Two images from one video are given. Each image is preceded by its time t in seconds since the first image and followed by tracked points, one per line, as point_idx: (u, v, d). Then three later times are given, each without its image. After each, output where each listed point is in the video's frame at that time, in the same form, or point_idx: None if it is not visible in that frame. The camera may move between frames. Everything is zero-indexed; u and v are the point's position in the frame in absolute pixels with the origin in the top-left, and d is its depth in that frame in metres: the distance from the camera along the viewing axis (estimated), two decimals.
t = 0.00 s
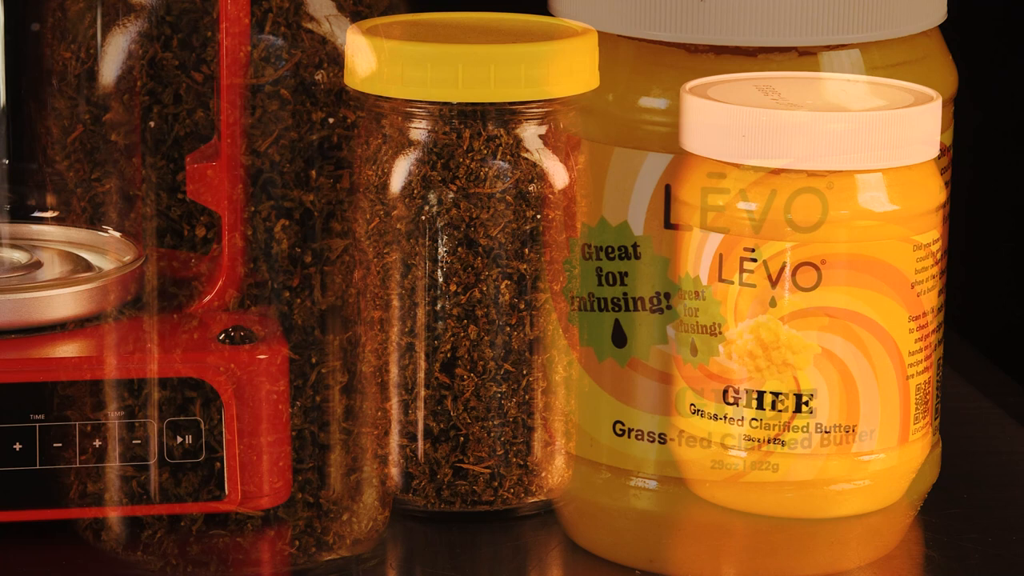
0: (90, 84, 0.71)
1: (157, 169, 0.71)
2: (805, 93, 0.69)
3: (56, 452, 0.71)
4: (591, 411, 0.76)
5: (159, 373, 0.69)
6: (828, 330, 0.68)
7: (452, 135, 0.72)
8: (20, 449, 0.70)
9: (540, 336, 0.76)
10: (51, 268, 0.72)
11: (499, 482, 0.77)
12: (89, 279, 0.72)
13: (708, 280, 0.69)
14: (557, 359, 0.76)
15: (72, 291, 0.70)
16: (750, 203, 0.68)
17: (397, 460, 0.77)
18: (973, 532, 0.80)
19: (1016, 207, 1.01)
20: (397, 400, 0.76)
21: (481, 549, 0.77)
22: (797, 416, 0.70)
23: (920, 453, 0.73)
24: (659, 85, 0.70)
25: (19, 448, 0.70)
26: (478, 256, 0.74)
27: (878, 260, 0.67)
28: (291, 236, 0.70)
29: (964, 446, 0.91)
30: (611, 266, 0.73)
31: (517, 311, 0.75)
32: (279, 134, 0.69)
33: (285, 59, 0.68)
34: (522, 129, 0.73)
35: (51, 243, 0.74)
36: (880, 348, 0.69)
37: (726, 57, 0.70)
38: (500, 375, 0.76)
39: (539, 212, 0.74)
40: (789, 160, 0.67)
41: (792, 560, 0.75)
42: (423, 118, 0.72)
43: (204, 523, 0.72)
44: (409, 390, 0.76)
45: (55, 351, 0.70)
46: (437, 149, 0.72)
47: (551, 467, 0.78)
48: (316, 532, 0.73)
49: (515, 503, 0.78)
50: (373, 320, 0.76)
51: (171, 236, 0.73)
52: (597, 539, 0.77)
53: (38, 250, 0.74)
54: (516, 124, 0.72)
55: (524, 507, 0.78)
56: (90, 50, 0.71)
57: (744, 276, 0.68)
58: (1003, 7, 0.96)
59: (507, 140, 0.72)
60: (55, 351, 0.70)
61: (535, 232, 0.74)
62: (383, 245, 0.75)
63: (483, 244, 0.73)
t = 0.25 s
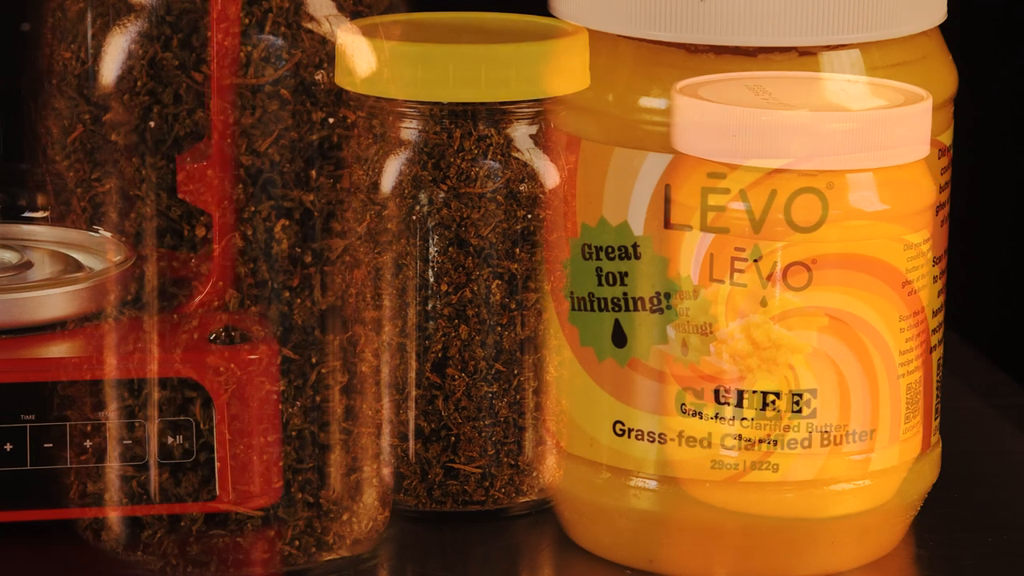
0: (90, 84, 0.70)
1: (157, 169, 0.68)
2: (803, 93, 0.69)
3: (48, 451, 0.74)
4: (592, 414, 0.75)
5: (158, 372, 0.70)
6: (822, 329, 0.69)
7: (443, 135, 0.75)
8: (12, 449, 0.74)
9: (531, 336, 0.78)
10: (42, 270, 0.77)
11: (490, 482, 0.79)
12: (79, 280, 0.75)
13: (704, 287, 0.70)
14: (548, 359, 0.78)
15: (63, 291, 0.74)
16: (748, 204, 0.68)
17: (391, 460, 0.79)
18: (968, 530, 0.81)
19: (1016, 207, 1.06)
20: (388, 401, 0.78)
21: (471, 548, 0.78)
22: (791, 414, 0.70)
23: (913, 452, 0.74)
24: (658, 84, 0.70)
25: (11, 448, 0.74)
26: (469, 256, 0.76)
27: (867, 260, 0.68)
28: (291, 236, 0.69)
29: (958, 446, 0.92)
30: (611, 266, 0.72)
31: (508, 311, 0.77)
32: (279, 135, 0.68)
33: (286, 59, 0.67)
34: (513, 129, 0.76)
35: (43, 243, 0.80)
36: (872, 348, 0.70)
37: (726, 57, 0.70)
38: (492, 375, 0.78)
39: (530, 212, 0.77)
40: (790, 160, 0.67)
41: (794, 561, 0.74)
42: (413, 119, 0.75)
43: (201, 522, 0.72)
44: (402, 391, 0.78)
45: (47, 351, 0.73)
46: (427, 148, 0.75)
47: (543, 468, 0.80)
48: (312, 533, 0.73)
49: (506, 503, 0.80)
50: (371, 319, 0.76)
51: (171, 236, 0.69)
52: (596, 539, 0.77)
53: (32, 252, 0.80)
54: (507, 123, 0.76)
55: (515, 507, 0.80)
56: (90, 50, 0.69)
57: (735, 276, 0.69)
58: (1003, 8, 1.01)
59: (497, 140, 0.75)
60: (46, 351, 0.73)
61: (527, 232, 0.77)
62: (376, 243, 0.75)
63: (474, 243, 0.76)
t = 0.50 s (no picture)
0: (90, 84, 0.69)
1: (157, 169, 0.68)
2: (803, 93, 0.68)
3: (41, 451, 0.76)
4: (591, 414, 0.74)
5: (157, 372, 0.71)
6: (822, 330, 0.70)
7: (437, 134, 0.77)
8: (5, 450, 0.77)
9: (526, 335, 0.80)
10: (35, 269, 0.80)
11: (485, 482, 0.80)
12: (72, 280, 0.76)
13: (704, 288, 0.70)
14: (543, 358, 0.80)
15: (55, 291, 0.76)
16: (747, 204, 0.68)
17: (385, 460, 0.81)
18: (966, 529, 0.81)
19: (1016, 207, 1.08)
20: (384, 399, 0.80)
21: (466, 548, 0.78)
22: (792, 414, 0.70)
23: (914, 450, 0.74)
24: (658, 84, 0.70)
25: (5, 449, 0.77)
26: (463, 256, 0.78)
27: (866, 260, 0.69)
28: (291, 236, 0.69)
29: (959, 446, 0.92)
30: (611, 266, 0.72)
31: (503, 310, 0.79)
32: (279, 135, 0.68)
33: (285, 59, 0.67)
34: (508, 129, 0.77)
35: (38, 241, 0.82)
36: (870, 347, 0.70)
37: (726, 57, 0.69)
38: (486, 375, 0.79)
39: (525, 212, 0.78)
40: (789, 160, 0.67)
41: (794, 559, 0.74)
42: (408, 119, 0.77)
43: (200, 522, 0.72)
44: (397, 389, 0.80)
45: (39, 351, 0.76)
46: (422, 148, 0.77)
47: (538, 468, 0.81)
48: (311, 532, 0.73)
49: (501, 502, 0.81)
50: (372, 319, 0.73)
51: (171, 236, 0.69)
52: (595, 539, 0.77)
53: (26, 251, 0.82)
54: (501, 123, 0.77)
55: (510, 507, 0.81)
56: (91, 50, 0.69)
57: (731, 276, 0.69)
58: (1003, 8, 1.04)
59: (492, 139, 0.77)
60: (39, 351, 0.76)
61: (521, 232, 0.78)
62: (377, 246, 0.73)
63: (468, 243, 0.78)
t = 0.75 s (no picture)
0: (90, 84, 0.69)
1: (157, 169, 0.68)
2: (803, 93, 0.68)
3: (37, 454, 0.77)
4: (590, 413, 0.74)
5: (156, 372, 0.70)
6: (822, 330, 0.70)
7: (436, 135, 0.78)
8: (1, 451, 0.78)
9: (522, 335, 0.81)
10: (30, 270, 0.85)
11: (482, 481, 0.82)
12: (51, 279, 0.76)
13: (704, 288, 0.70)
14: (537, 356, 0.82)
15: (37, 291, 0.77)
16: (747, 205, 0.68)
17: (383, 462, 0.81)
18: (965, 529, 0.81)
19: (1016, 207, 1.12)
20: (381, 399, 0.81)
21: (466, 548, 0.79)
22: (792, 413, 0.71)
23: (913, 450, 0.74)
24: (659, 84, 0.69)
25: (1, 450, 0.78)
26: (460, 257, 0.80)
27: (864, 260, 0.70)
28: (291, 236, 0.69)
29: (958, 446, 0.92)
30: (611, 266, 0.72)
31: (500, 309, 0.80)
32: (279, 135, 0.68)
33: (285, 59, 0.67)
34: (504, 129, 0.78)
35: (32, 243, 0.88)
36: (869, 347, 0.71)
37: (726, 58, 0.68)
38: (483, 373, 0.81)
39: (521, 214, 0.80)
40: (790, 160, 0.68)
41: (795, 558, 0.74)
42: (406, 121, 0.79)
43: (201, 522, 0.71)
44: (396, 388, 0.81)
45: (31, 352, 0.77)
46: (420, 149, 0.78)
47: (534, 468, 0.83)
48: (313, 532, 0.73)
49: (499, 502, 0.82)
50: (372, 319, 0.73)
51: (171, 237, 0.68)
52: (596, 539, 0.77)
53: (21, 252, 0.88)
54: (498, 124, 0.78)
55: (507, 506, 0.82)
56: (90, 50, 0.68)
57: (730, 276, 0.70)
58: (1004, 8, 1.07)
59: (490, 140, 0.78)
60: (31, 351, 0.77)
61: (517, 233, 0.80)
62: (378, 247, 0.72)
63: (465, 244, 0.79)
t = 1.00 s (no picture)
0: (90, 84, 0.69)
1: (157, 169, 0.68)
2: (803, 94, 0.68)
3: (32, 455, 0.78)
4: (590, 412, 0.74)
5: (156, 372, 0.70)
6: (822, 330, 0.70)
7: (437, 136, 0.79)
8: None
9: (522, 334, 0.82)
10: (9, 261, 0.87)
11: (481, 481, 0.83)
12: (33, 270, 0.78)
13: (704, 288, 0.70)
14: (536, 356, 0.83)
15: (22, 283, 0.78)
16: (747, 205, 0.68)
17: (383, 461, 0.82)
18: (966, 529, 0.81)
19: (1017, 207, 1.12)
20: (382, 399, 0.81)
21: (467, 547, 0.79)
22: (792, 413, 0.71)
23: (914, 450, 0.74)
24: (659, 84, 0.69)
25: None
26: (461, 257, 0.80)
27: (864, 260, 0.70)
28: (291, 236, 0.69)
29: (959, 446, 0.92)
30: (611, 267, 0.72)
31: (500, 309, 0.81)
32: (279, 135, 0.68)
33: (285, 59, 0.67)
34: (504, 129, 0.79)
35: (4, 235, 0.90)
36: (869, 347, 0.71)
37: (726, 58, 0.68)
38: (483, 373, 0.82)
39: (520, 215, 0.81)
40: (790, 160, 0.68)
41: (795, 558, 0.74)
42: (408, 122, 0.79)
43: (201, 522, 0.71)
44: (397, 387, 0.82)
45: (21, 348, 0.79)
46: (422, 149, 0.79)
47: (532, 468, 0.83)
48: (313, 531, 0.73)
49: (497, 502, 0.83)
50: (372, 319, 0.73)
51: (171, 237, 0.68)
52: (596, 539, 0.77)
53: None
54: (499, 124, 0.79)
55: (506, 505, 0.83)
56: (90, 50, 0.68)
57: (731, 276, 0.69)
58: (1004, 8, 1.08)
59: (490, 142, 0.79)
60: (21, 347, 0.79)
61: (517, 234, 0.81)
62: (378, 247, 0.72)
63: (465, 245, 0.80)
